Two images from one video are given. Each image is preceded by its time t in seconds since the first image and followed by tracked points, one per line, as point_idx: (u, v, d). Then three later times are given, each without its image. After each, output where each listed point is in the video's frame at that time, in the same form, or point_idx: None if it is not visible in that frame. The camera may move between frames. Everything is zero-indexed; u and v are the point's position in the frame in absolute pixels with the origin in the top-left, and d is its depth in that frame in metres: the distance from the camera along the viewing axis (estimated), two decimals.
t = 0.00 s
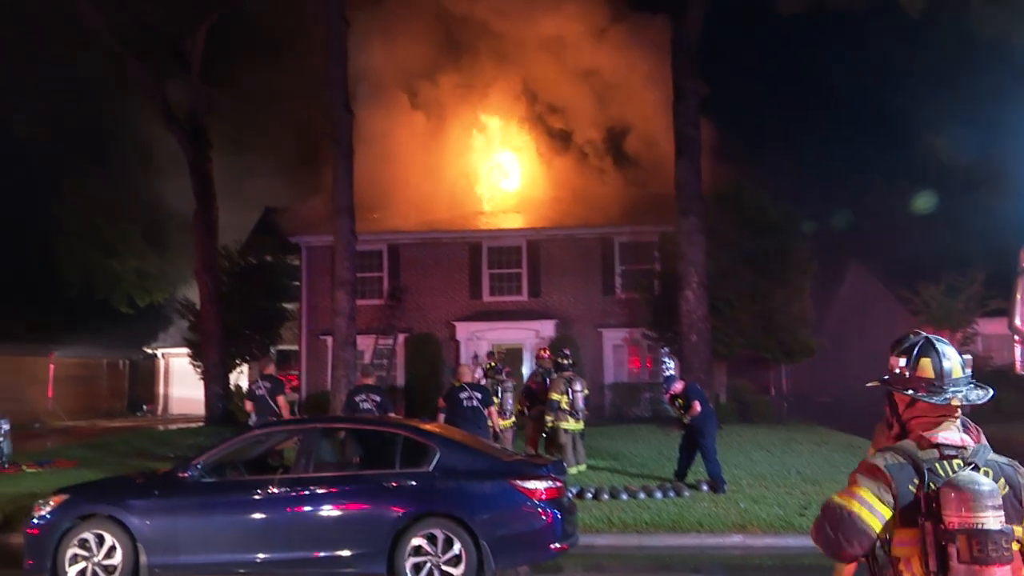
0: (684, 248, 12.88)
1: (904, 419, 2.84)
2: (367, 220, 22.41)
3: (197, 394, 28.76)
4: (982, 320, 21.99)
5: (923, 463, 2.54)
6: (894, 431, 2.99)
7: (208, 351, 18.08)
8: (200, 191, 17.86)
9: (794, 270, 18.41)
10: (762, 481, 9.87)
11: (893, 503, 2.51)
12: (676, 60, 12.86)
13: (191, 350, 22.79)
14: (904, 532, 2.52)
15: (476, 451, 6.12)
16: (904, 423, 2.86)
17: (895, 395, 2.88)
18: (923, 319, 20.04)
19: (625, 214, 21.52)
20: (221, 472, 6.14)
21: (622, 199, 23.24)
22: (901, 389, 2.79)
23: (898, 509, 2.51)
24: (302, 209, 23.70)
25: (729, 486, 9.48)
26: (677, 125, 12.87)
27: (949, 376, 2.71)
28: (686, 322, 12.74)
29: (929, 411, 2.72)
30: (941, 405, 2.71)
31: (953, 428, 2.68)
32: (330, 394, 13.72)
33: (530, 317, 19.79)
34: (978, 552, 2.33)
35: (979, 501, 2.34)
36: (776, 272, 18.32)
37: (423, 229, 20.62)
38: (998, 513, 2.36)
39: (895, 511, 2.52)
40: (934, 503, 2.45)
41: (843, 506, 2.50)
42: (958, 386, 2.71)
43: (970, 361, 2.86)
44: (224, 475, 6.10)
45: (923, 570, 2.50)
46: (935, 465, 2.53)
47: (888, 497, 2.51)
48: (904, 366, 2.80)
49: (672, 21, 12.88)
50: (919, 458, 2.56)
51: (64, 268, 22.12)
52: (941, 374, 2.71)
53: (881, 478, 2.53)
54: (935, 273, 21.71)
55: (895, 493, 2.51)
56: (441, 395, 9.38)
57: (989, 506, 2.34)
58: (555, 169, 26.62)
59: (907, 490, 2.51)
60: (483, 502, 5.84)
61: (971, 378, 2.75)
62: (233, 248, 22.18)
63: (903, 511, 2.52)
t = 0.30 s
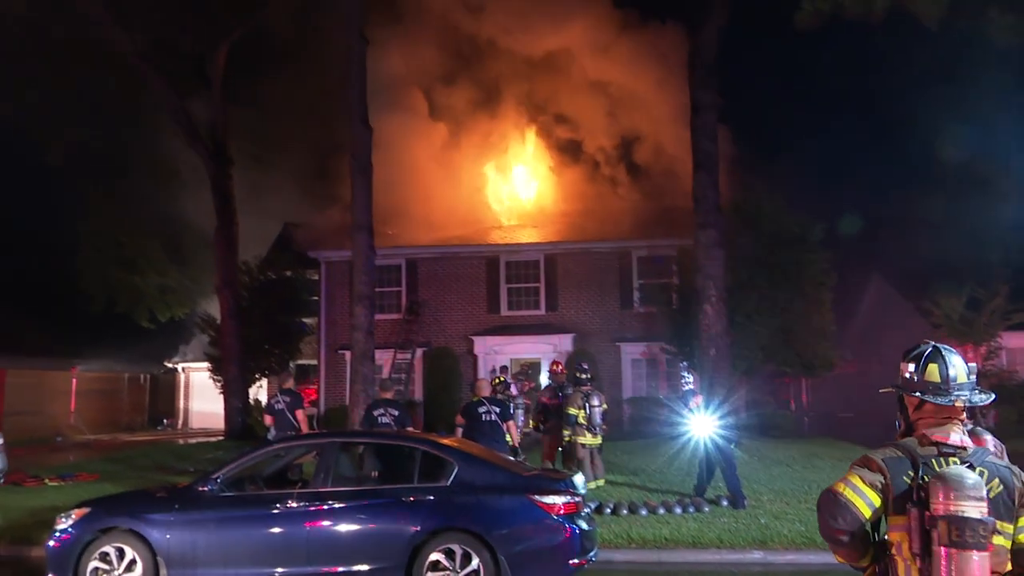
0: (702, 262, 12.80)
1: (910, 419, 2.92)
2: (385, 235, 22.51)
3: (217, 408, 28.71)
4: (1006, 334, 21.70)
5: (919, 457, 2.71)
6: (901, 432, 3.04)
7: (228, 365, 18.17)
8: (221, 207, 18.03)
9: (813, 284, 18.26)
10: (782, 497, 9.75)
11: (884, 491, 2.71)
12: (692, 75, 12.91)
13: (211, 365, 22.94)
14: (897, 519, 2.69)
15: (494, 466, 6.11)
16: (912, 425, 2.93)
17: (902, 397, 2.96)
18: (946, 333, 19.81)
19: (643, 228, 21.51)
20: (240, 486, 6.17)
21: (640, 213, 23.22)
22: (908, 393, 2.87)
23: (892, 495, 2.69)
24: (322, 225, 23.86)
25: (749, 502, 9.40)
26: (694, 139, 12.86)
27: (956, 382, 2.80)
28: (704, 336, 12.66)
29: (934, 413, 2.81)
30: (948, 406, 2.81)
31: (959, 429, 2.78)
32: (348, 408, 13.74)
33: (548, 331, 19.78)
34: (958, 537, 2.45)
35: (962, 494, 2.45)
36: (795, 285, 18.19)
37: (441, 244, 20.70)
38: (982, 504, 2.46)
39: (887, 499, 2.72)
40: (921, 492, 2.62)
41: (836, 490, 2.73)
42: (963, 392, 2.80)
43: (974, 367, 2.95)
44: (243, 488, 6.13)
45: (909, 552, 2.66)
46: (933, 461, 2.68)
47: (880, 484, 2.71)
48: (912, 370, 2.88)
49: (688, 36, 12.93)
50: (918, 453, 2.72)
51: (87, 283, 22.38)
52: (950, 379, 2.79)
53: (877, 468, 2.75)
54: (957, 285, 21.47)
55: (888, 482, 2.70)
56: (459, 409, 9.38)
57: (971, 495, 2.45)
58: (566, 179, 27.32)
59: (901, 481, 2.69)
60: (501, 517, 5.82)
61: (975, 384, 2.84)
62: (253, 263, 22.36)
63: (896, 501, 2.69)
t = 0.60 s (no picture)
0: (714, 268, 12.72)
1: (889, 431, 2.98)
2: (396, 241, 22.56)
3: (230, 414, 28.72)
4: None
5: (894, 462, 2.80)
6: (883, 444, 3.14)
7: (241, 371, 18.22)
8: (234, 214, 18.10)
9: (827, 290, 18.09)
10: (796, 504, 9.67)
11: (860, 493, 2.81)
12: (705, 81, 12.91)
13: (225, 371, 23.04)
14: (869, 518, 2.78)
15: (506, 472, 6.10)
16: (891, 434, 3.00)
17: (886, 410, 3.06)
18: (961, 340, 19.28)
19: (655, 234, 21.47)
20: (253, 492, 6.18)
21: (653, 219, 23.17)
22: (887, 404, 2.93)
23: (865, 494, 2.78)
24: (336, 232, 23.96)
25: (762, 509, 9.33)
26: (707, 145, 12.83)
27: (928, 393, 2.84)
28: (717, 342, 12.59)
29: (907, 423, 2.87)
30: (919, 414, 2.85)
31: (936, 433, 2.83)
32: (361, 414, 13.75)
33: (560, 337, 19.76)
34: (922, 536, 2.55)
35: (926, 496, 2.56)
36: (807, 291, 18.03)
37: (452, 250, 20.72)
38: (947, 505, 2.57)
39: (861, 499, 2.81)
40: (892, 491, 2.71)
41: (815, 492, 2.84)
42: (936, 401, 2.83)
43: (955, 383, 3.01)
44: (256, 494, 6.15)
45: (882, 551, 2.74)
46: (905, 465, 2.78)
47: (856, 485, 2.81)
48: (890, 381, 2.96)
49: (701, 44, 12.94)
50: (891, 460, 2.82)
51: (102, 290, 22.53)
52: (922, 389, 2.86)
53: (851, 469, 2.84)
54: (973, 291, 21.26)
55: (864, 483, 2.80)
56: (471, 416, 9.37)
57: (935, 496, 2.55)
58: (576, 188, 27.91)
59: (874, 483, 2.78)
60: (514, 523, 5.81)
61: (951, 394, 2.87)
62: (266, 270, 22.47)
63: (871, 501, 2.78)
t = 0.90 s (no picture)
0: (720, 272, 12.70)
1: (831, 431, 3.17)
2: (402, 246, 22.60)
3: (235, 419, 29.26)
4: None
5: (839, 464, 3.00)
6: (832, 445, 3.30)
7: (247, 377, 18.22)
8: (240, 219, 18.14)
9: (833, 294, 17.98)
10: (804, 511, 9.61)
11: (813, 500, 2.98)
12: (711, 87, 12.92)
13: (231, 376, 23.07)
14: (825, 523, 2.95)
15: (512, 478, 6.09)
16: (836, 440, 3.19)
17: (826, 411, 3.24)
18: (969, 344, 19.09)
19: (661, 239, 21.47)
20: (259, 497, 6.18)
21: (658, 224, 23.16)
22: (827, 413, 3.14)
23: (817, 501, 2.96)
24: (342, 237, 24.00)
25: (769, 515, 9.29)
26: (713, 150, 12.82)
27: (862, 395, 3.03)
28: (723, 348, 12.55)
29: (845, 425, 3.06)
30: (854, 416, 3.04)
31: (874, 431, 3.02)
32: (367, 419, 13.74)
33: (566, 343, 19.76)
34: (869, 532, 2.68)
35: (865, 495, 2.69)
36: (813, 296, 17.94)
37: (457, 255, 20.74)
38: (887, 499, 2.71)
39: (815, 506, 2.97)
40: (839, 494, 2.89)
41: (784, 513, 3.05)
42: (872, 401, 3.02)
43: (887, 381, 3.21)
44: (262, 500, 6.14)
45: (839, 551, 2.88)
46: (848, 467, 2.97)
47: (808, 494, 2.99)
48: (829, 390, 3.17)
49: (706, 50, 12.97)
50: (836, 463, 3.01)
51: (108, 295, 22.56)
52: (859, 391, 3.05)
53: (803, 479, 3.04)
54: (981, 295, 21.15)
55: (813, 490, 2.99)
56: (478, 422, 9.37)
57: (873, 492, 2.69)
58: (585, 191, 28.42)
59: (824, 488, 2.96)
60: (520, 529, 5.80)
61: (884, 393, 3.07)
62: (272, 276, 22.51)
63: (822, 507, 2.95)
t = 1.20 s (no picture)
0: (721, 274, 12.69)
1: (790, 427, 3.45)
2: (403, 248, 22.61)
3: (237, 421, 29.49)
4: None
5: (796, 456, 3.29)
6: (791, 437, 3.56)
7: (249, 378, 18.21)
8: (242, 221, 18.14)
9: (835, 295, 17.97)
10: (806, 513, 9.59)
11: (776, 492, 3.31)
12: (712, 89, 12.90)
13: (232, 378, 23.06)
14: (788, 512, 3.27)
15: (514, 480, 6.08)
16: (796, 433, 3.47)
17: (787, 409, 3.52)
18: (971, 346, 19.12)
19: (662, 240, 21.46)
20: (260, 498, 6.17)
21: (659, 225, 23.15)
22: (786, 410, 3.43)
23: (779, 494, 3.31)
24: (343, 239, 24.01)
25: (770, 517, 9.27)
26: (714, 152, 12.81)
27: (804, 393, 3.32)
28: (724, 349, 12.53)
29: (799, 421, 3.35)
30: (806, 412, 3.33)
31: (827, 424, 3.31)
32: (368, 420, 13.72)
33: (566, 344, 19.75)
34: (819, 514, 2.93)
35: (815, 481, 2.96)
36: (815, 297, 17.94)
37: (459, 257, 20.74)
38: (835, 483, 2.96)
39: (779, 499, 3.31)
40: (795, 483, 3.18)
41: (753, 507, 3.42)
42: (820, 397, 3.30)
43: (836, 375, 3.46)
44: (263, 500, 6.14)
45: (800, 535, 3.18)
46: (803, 458, 3.26)
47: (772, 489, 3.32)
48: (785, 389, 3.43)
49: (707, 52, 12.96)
50: (794, 456, 3.31)
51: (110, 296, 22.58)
52: (807, 386, 3.32)
53: (768, 475, 3.36)
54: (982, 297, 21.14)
55: (775, 484, 3.31)
56: (479, 423, 9.36)
57: (821, 477, 2.95)
58: (584, 190, 28.85)
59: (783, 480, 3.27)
60: (521, 531, 5.79)
61: (834, 386, 3.34)
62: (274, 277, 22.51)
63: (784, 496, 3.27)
